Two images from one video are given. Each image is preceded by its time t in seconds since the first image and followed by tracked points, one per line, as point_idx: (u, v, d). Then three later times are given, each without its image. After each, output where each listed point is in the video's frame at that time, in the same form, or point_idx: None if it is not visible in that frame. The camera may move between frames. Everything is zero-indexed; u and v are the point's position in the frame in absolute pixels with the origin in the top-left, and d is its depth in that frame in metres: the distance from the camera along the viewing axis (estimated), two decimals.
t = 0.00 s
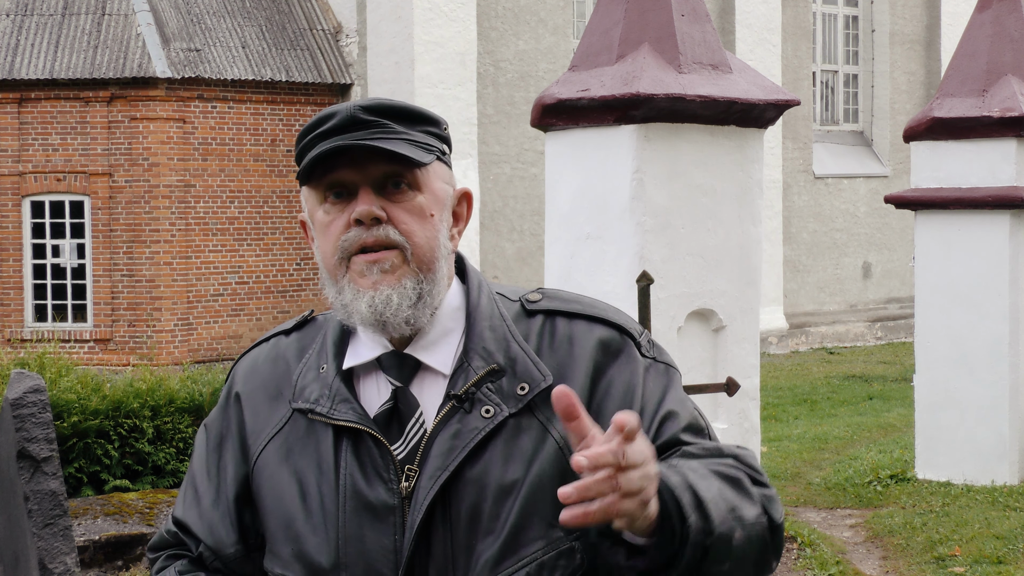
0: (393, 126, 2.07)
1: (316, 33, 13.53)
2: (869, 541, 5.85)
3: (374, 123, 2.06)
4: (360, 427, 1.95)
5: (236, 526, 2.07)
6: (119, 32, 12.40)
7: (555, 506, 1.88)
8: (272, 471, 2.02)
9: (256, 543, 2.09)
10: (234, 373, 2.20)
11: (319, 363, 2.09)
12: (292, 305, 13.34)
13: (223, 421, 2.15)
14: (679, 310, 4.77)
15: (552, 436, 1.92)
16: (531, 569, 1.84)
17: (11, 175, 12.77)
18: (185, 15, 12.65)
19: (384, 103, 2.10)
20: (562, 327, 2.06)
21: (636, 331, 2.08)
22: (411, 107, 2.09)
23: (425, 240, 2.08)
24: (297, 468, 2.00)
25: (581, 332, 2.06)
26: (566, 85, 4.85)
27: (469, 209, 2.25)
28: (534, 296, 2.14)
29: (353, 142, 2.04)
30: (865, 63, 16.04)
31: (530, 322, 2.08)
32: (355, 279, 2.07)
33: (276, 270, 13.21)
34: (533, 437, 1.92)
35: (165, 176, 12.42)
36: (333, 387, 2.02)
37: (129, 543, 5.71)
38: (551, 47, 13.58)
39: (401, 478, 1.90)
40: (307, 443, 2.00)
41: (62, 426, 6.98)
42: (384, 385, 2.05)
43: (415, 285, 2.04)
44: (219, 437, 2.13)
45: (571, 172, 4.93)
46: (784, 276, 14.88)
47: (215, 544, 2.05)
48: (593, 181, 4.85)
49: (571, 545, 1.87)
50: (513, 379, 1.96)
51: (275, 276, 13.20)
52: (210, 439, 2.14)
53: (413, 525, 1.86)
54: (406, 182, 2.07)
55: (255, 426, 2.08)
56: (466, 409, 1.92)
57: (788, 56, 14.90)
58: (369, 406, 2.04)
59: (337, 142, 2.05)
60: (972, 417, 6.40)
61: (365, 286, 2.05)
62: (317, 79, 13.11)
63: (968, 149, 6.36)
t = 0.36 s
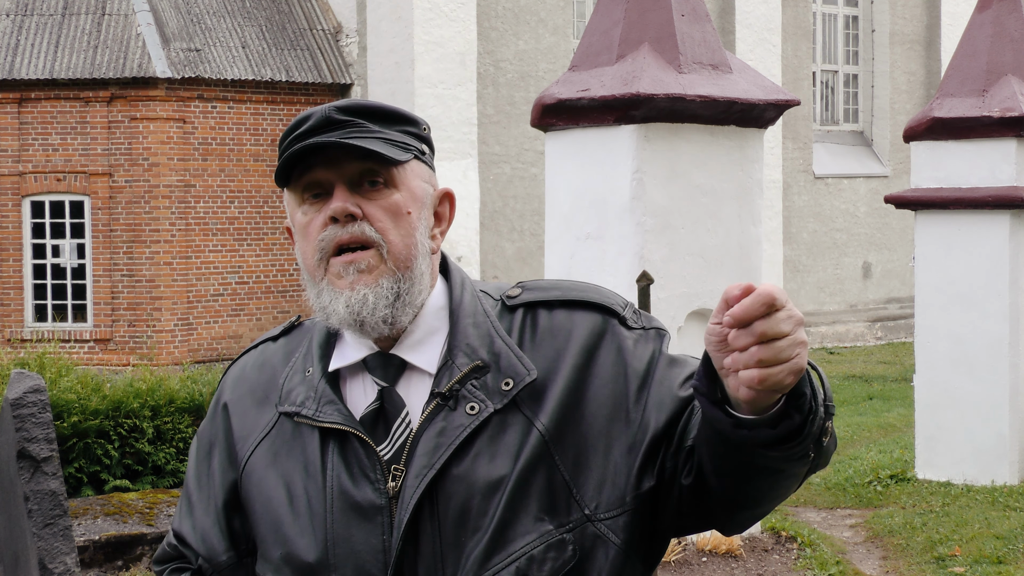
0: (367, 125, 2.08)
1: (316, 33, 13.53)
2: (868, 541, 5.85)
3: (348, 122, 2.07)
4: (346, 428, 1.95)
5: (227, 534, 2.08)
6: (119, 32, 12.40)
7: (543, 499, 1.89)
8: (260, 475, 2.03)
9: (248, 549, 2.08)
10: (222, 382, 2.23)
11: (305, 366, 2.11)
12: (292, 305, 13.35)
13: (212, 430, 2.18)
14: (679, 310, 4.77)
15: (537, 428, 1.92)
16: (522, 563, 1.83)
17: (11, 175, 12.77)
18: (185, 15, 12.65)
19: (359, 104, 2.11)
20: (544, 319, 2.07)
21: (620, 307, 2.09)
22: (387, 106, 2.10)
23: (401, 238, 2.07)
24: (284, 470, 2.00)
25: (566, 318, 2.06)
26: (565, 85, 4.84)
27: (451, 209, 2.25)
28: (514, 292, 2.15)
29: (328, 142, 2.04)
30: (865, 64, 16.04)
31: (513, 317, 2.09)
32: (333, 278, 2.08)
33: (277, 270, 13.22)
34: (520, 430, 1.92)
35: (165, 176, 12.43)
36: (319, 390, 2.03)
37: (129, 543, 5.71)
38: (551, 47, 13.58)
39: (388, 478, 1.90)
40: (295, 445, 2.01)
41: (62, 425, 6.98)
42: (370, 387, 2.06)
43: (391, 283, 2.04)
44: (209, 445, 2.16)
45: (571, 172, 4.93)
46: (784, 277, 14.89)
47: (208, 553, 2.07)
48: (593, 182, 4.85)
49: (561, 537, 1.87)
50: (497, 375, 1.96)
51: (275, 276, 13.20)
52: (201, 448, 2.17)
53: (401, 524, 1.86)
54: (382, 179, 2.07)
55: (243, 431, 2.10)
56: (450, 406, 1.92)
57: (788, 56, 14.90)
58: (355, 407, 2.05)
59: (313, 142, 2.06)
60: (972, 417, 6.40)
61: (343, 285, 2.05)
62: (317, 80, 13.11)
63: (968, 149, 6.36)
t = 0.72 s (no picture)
0: (366, 127, 2.08)
1: (316, 33, 13.53)
2: (868, 541, 5.85)
3: (346, 124, 2.07)
4: (346, 429, 1.95)
5: (226, 536, 2.09)
6: (119, 32, 12.40)
7: (543, 500, 1.88)
8: (259, 477, 2.03)
9: (246, 551, 2.10)
10: (220, 383, 2.24)
11: (304, 368, 2.11)
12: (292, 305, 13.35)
13: (210, 432, 2.18)
14: (679, 310, 4.77)
15: (537, 428, 1.91)
16: (523, 564, 1.83)
17: (11, 175, 12.77)
18: (185, 15, 12.65)
19: (357, 106, 2.11)
20: (542, 319, 2.07)
21: (616, 307, 2.09)
22: (385, 108, 2.10)
23: (401, 239, 2.07)
24: (283, 472, 2.01)
25: (563, 318, 2.06)
26: (566, 85, 4.84)
27: (449, 211, 2.26)
28: (512, 292, 2.15)
29: (327, 144, 2.05)
30: (865, 64, 16.05)
31: (511, 317, 2.09)
32: (333, 279, 2.08)
33: (277, 270, 13.22)
34: (519, 431, 1.91)
35: (165, 176, 12.43)
36: (318, 391, 2.03)
37: (129, 543, 5.71)
38: (551, 47, 13.57)
39: (389, 479, 1.90)
40: (294, 447, 2.02)
41: (62, 426, 6.98)
42: (370, 388, 2.07)
43: (391, 282, 2.04)
44: (207, 447, 2.16)
45: (571, 172, 4.93)
46: (784, 276, 14.90)
47: (206, 556, 2.08)
48: (592, 182, 4.85)
49: (562, 537, 1.87)
50: (497, 376, 1.96)
51: (275, 276, 13.20)
52: (198, 450, 2.17)
53: (402, 525, 1.86)
54: (381, 180, 2.07)
55: (241, 433, 2.10)
56: (450, 407, 1.92)
57: (788, 56, 14.90)
58: (355, 409, 2.06)
59: (312, 144, 2.06)
60: (972, 417, 6.40)
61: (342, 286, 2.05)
62: (317, 79, 13.11)
63: (968, 149, 6.36)
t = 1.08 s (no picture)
0: (367, 128, 2.08)
1: (315, 33, 13.53)
2: (869, 541, 5.85)
3: (347, 126, 2.07)
4: (345, 431, 1.95)
5: (226, 537, 2.09)
6: (119, 32, 12.40)
7: (543, 504, 1.88)
8: (259, 478, 2.02)
9: (246, 551, 2.10)
10: (220, 383, 2.23)
11: (303, 368, 2.11)
12: (292, 305, 13.35)
13: (210, 431, 2.18)
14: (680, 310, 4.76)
15: (538, 432, 1.91)
16: (521, 568, 1.83)
17: (11, 175, 12.77)
18: (185, 15, 12.65)
19: (357, 107, 2.11)
20: (543, 322, 2.07)
21: (620, 314, 2.09)
22: (385, 109, 2.10)
23: (400, 239, 2.07)
24: (283, 474, 2.01)
25: (564, 323, 2.06)
26: (566, 85, 4.85)
27: (449, 212, 2.26)
28: (514, 294, 2.15)
29: (326, 146, 2.05)
30: (865, 64, 16.04)
31: (512, 319, 2.09)
32: (332, 279, 2.08)
33: (277, 271, 13.22)
34: (519, 435, 1.91)
35: (165, 176, 12.42)
36: (318, 392, 2.03)
37: (129, 543, 5.71)
38: (551, 47, 13.57)
39: (388, 481, 1.91)
40: (293, 448, 2.02)
41: (62, 425, 6.98)
42: (370, 389, 2.06)
43: (391, 284, 2.04)
44: (207, 446, 2.16)
45: (570, 172, 4.93)
46: (784, 277, 14.89)
47: (207, 556, 2.09)
48: (592, 182, 4.85)
49: (561, 542, 1.87)
50: (497, 379, 1.95)
51: (275, 276, 13.20)
52: (198, 450, 2.17)
53: (401, 527, 1.86)
54: (380, 182, 2.07)
55: (241, 434, 2.10)
56: (450, 409, 1.92)
57: (788, 56, 14.90)
58: (354, 410, 2.05)
59: (311, 146, 2.06)
60: (971, 417, 6.40)
61: (341, 287, 2.05)
62: (317, 80, 13.10)
63: (967, 149, 6.36)
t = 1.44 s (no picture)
0: (367, 131, 2.08)
1: (315, 33, 13.52)
2: (868, 541, 5.85)
3: (347, 129, 2.07)
4: (345, 434, 1.95)
5: (225, 538, 2.10)
6: (119, 32, 12.40)
7: (544, 508, 1.88)
8: (258, 480, 2.03)
9: (245, 552, 2.11)
10: (219, 383, 2.23)
11: (303, 370, 2.11)
12: (292, 305, 13.35)
13: (208, 431, 2.17)
14: (680, 310, 4.76)
15: (538, 436, 1.91)
16: (522, 571, 1.84)
17: (11, 175, 12.77)
18: (185, 15, 12.65)
19: (356, 109, 2.11)
20: (543, 325, 2.07)
21: (620, 318, 2.08)
22: (384, 111, 2.10)
23: (401, 243, 2.07)
24: (282, 476, 2.01)
25: (565, 327, 2.07)
26: (566, 85, 4.85)
27: (449, 214, 2.26)
28: (515, 296, 2.15)
29: (326, 150, 2.04)
30: (865, 64, 16.04)
31: (512, 322, 2.09)
32: (333, 285, 2.08)
33: (277, 270, 13.22)
34: (519, 439, 1.91)
35: (165, 176, 12.42)
36: (318, 395, 2.03)
37: (129, 543, 5.71)
38: (551, 47, 13.57)
39: (388, 484, 1.91)
40: (294, 450, 2.02)
41: (62, 426, 6.98)
42: (370, 391, 2.07)
43: (392, 290, 2.05)
44: (205, 446, 2.16)
45: (570, 172, 4.94)
46: (783, 277, 14.89)
47: (206, 557, 2.09)
48: (592, 182, 4.85)
49: (561, 546, 1.87)
50: (498, 382, 1.96)
51: (275, 276, 13.21)
52: (197, 449, 2.17)
53: (400, 531, 1.87)
54: (381, 186, 2.07)
55: (240, 435, 2.10)
56: (451, 412, 1.92)
57: (788, 56, 14.90)
58: (355, 412, 2.05)
59: (310, 151, 2.06)
60: (972, 417, 6.40)
61: (343, 292, 2.06)
62: (317, 79, 13.10)
63: (968, 149, 6.36)
